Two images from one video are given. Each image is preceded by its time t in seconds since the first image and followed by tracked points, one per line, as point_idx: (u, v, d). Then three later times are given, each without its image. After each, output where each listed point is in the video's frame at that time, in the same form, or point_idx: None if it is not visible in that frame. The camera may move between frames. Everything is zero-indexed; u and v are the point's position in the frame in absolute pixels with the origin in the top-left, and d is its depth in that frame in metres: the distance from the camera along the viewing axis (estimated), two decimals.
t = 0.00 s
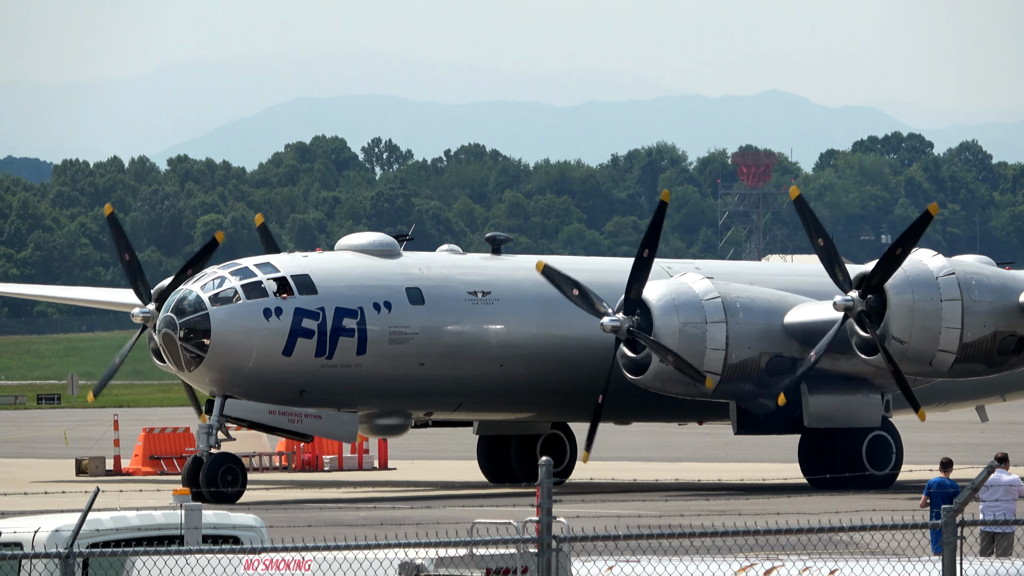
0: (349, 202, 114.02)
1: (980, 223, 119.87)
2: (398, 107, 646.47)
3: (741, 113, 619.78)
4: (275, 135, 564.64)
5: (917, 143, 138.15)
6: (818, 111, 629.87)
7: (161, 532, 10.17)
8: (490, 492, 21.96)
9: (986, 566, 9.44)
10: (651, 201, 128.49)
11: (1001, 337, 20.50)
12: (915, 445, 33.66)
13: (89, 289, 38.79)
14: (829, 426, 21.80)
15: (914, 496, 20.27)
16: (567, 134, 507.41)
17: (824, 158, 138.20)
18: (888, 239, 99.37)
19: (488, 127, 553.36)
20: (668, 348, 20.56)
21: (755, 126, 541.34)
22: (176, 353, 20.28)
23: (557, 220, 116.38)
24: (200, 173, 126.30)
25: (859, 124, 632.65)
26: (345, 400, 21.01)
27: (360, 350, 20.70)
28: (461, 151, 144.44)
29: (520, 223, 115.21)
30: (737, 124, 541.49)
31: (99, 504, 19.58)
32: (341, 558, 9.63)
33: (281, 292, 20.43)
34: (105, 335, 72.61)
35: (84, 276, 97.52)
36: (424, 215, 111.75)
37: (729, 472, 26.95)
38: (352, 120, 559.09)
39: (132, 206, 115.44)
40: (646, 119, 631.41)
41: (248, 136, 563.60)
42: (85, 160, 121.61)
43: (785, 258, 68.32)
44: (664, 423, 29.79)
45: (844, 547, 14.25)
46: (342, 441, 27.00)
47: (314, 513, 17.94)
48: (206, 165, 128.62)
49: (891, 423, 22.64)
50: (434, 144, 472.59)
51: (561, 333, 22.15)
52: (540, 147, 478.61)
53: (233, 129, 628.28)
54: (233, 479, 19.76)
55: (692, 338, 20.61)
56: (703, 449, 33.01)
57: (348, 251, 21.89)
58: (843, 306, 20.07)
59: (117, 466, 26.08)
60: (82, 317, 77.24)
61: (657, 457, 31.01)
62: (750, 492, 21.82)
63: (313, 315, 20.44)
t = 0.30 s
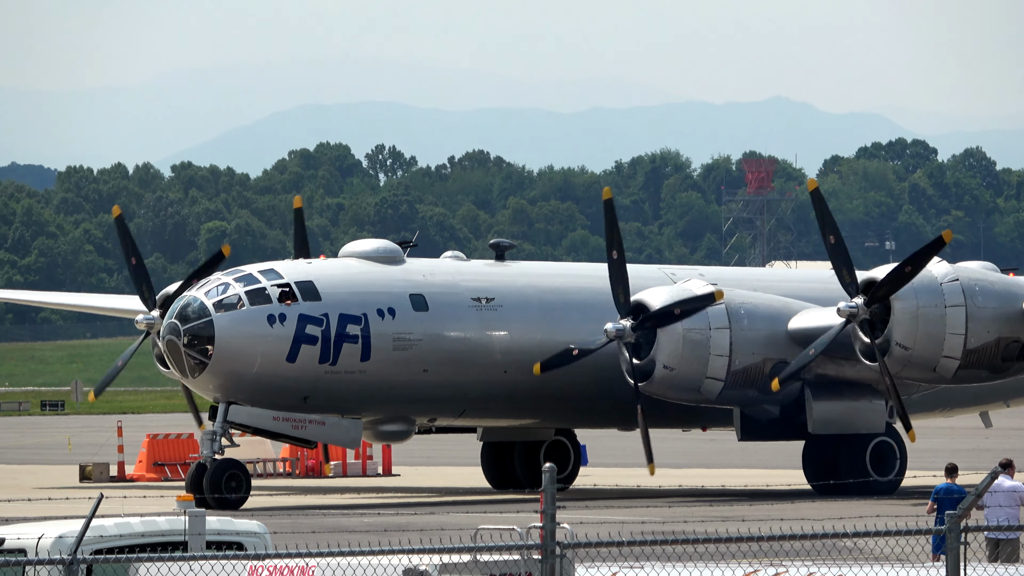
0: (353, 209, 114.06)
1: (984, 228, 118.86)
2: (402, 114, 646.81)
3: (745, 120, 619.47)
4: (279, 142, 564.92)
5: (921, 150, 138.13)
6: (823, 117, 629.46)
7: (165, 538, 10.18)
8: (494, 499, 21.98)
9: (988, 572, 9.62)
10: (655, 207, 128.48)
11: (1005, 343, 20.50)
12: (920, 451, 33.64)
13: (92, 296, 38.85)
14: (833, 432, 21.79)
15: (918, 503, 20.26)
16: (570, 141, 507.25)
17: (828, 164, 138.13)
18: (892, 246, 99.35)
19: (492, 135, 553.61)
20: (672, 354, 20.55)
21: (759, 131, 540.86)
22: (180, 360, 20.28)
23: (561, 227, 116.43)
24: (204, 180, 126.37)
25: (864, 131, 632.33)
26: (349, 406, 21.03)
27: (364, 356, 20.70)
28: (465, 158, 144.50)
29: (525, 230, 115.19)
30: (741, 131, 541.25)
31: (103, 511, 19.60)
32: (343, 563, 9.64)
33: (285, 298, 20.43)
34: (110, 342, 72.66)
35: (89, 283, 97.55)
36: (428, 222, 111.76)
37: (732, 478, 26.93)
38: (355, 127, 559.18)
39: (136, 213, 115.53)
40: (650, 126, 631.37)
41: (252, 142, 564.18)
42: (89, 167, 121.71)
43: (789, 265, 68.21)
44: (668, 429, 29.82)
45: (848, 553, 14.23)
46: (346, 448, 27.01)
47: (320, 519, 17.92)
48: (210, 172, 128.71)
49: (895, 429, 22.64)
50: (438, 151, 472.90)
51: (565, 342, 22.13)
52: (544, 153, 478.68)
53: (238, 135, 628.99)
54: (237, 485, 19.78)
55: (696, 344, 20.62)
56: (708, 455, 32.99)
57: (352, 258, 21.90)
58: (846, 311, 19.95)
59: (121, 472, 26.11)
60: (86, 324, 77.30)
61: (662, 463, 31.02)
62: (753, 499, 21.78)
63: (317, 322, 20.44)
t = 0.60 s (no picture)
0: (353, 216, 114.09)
1: (985, 235, 119.07)
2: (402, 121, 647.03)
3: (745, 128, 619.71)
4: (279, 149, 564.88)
5: (922, 156, 138.26)
6: (823, 125, 629.62)
7: (165, 546, 10.18)
8: (494, 507, 21.96)
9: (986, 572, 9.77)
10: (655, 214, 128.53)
11: (1005, 351, 20.51)
12: (920, 458, 33.62)
13: (92, 304, 38.85)
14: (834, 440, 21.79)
15: (918, 510, 20.25)
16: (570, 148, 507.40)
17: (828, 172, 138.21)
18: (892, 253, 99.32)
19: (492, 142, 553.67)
20: (673, 362, 20.56)
21: (759, 138, 540.92)
22: (180, 367, 20.28)
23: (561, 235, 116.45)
24: (204, 188, 126.36)
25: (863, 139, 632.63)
26: (348, 414, 21.04)
27: (364, 363, 20.70)
28: (465, 165, 144.56)
29: (524, 237, 115.18)
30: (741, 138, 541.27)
31: (102, 518, 19.58)
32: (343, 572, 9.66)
33: (285, 306, 20.43)
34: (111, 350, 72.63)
35: (88, 290, 97.50)
36: (428, 230, 111.79)
37: (732, 485, 26.92)
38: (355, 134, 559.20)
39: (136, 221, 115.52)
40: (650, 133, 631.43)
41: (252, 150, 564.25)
42: (89, 175, 121.74)
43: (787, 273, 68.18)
44: (668, 437, 29.81)
45: (847, 560, 14.22)
46: (345, 456, 27.00)
47: (318, 526, 17.89)
48: (210, 179, 128.75)
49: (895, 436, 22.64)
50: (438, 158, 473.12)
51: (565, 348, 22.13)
52: (544, 161, 478.76)
53: (238, 143, 629.18)
54: (238, 492, 19.77)
55: (696, 352, 20.63)
56: (707, 463, 32.97)
57: (352, 265, 21.92)
58: (846, 319, 20.00)
59: (121, 480, 26.10)
60: (86, 331, 77.24)
61: (661, 470, 31.01)
62: (753, 506, 21.78)
63: (316, 329, 20.44)
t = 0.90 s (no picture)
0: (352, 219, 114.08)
1: (984, 240, 119.84)
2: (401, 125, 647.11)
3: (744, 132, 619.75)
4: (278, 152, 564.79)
5: (921, 161, 138.69)
6: (821, 129, 629.78)
7: (163, 548, 10.18)
8: (493, 510, 21.99)
9: None
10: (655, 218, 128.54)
11: (1003, 355, 20.51)
12: (917, 462, 33.66)
13: (92, 307, 38.84)
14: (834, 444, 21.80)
15: (917, 514, 20.28)
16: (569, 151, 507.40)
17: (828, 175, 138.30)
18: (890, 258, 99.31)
19: (491, 146, 553.45)
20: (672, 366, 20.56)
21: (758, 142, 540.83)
22: (179, 370, 20.27)
23: (560, 239, 116.45)
24: (203, 191, 126.30)
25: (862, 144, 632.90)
26: (347, 417, 21.03)
27: (363, 367, 20.70)
28: (464, 169, 144.61)
29: (523, 241, 115.16)
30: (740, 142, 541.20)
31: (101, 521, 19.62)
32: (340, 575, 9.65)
33: (285, 309, 20.44)
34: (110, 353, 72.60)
35: (87, 294, 97.41)
36: (427, 234, 111.83)
37: (731, 488, 26.94)
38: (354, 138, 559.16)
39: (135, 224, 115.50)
40: (649, 136, 631.31)
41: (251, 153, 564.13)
42: (88, 178, 121.72)
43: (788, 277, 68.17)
44: (667, 440, 29.83)
45: (847, 564, 14.23)
46: (345, 459, 26.99)
47: (318, 530, 17.90)
48: (209, 183, 128.74)
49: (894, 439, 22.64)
50: (437, 162, 473.05)
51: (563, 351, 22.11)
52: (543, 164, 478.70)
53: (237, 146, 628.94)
54: (236, 495, 19.75)
55: (695, 356, 20.63)
56: (706, 466, 32.99)
57: (351, 269, 21.92)
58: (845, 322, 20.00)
59: (120, 483, 26.09)
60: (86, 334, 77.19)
61: (661, 474, 31.03)
62: (752, 510, 21.78)
63: (315, 332, 20.45)
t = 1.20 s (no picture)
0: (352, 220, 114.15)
1: (983, 242, 118.50)
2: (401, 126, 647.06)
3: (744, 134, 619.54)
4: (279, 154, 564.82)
5: (921, 163, 138.58)
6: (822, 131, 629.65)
7: (163, 550, 10.20)
8: (493, 510, 21.98)
9: None
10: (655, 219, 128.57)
11: (1003, 357, 20.48)
12: (917, 464, 33.67)
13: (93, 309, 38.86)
14: (834, 445, 21.81)
15: (917, 516, 20.29)
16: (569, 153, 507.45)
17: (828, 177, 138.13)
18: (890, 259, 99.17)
19: (491, 147, 553.14)
20: (672, 368, 20.55)
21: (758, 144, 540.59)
22: (179, 372, 20.25)
23: (560, 240, 116.46)
24: (204, 193, 126.29)
25: (863, 146, 632.60)
26: (347, 418, 21.04)
27: (363, 368, 20.70)
28: (465, 171, 144.68)
29: (523, 242, 115.16)
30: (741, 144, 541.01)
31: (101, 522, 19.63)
32: None
33: (285, 310, 20.44)
34: (111, 354, 72.58)
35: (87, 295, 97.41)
36: (427, 235, 111.91)
37: (730, 490, 26.98)
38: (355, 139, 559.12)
39: (135, 225, 115.48)
40: (649, 136, 631.28)
41: (252, 155, 564.00)
42: (89, 180, 121.75)
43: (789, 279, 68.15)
44: (667, 443, 29.84)
45: (845, 565, 14.21)
46: (346, 461, 26.98)
47: (317, 531, 17.90)
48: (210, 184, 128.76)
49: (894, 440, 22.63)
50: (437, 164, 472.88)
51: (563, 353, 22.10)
52: (543, 166, 478.61)
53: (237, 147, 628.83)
54: (237, 497, 19.76)
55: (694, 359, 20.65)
56: (706, 468, 33.00)
57: (352, 270, 21.91)
58: (845, 324, 20.01)
59: (120, 484, 26.09)
60: (86, 335, 77.17)
61: (661, 476, 31.05)
62: (753, 512, 21.78)
63: (316, 334, 20.45)
